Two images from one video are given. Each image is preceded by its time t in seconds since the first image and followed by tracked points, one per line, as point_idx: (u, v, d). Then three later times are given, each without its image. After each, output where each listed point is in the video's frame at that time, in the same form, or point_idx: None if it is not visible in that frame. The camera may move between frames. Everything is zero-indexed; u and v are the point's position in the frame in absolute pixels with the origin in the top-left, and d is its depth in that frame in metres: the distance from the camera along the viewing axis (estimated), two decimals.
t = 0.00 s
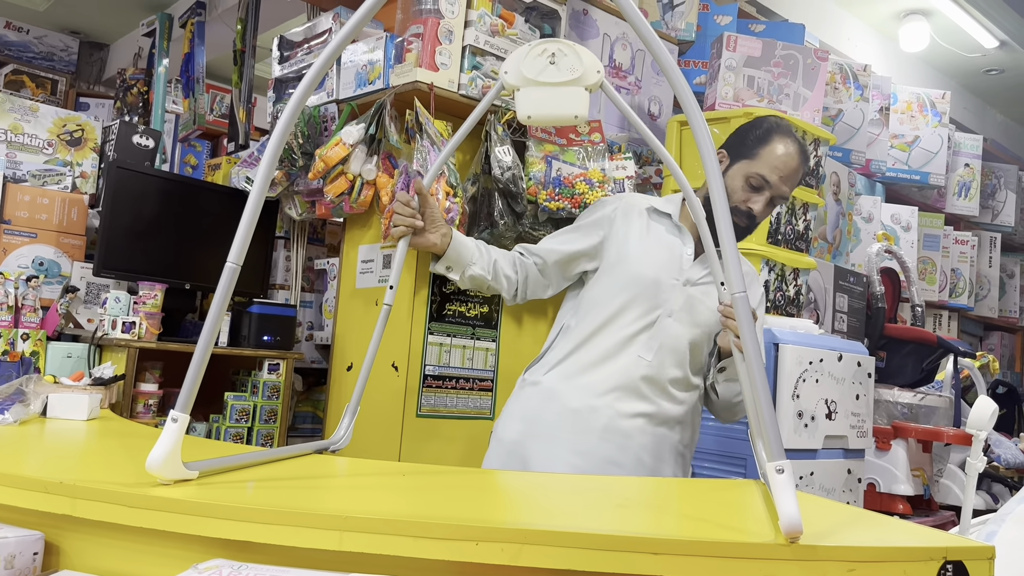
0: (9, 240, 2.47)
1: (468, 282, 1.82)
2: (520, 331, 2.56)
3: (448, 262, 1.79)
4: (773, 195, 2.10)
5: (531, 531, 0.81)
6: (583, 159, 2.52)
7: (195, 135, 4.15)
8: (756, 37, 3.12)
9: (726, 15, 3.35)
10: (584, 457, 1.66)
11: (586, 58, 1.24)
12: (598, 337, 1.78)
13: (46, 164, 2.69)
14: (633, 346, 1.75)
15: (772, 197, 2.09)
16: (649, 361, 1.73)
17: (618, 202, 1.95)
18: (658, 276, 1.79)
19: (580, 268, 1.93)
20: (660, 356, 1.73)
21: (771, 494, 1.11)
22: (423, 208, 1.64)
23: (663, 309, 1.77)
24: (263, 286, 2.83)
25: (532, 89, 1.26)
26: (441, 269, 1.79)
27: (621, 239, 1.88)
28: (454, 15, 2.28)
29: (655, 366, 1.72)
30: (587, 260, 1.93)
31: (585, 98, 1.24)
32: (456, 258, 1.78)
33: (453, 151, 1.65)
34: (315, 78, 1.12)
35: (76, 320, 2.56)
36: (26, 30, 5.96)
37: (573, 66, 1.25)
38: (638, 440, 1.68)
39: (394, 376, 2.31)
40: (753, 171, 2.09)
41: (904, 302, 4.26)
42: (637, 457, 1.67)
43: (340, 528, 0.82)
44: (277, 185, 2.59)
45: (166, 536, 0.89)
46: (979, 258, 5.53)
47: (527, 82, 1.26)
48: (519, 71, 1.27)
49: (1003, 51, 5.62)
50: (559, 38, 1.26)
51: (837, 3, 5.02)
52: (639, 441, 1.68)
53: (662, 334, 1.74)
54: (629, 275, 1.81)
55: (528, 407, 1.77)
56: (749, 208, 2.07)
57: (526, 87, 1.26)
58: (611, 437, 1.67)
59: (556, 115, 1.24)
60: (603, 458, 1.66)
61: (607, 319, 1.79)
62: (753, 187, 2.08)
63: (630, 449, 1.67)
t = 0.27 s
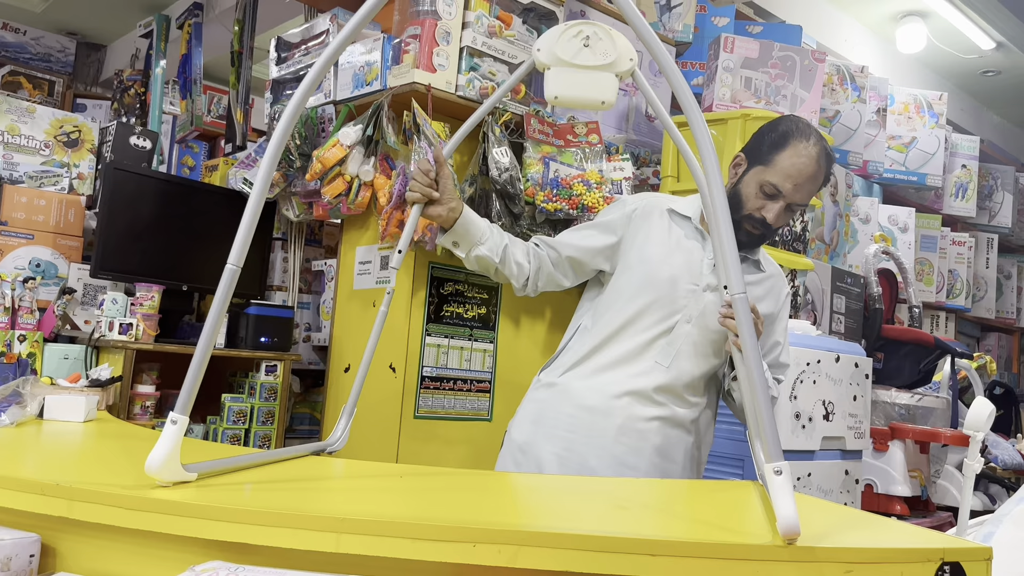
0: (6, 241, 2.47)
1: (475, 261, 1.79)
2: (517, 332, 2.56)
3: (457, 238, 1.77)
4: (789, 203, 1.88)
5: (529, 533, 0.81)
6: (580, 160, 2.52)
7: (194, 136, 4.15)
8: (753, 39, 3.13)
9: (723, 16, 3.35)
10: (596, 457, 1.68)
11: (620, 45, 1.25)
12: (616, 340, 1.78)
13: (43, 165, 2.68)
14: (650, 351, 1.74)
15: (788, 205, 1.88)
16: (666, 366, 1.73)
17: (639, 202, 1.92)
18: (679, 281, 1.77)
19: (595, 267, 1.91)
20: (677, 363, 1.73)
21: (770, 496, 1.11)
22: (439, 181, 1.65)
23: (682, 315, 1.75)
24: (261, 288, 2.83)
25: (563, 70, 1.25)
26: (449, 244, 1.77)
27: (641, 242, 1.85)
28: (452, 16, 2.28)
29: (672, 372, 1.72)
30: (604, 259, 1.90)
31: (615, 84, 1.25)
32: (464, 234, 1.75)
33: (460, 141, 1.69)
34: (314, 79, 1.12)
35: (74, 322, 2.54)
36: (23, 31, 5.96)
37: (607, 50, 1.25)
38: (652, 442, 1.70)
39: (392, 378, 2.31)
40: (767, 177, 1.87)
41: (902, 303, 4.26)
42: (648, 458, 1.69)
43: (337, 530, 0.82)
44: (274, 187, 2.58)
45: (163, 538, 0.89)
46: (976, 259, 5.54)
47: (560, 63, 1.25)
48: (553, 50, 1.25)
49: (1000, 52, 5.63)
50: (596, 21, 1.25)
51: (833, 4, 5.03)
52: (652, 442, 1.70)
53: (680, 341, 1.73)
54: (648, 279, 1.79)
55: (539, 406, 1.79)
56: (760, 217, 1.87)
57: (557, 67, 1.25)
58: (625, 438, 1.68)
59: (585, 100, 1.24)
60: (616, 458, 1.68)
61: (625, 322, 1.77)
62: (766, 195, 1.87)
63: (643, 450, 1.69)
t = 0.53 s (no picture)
0: (3, 243, 2.47)
1: (473, 266, 1.80)
2: (515, 334, 2.56)
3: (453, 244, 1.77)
4: (790, 205, 1.88)
5: (527, 534, 0.81)
6: (578, 162, 2.52)
7: (190, 137, 4.07)
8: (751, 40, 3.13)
9: (720, 18, 3.36)
10: (597, 458, 1.68)
11: (612, 48, 1.24)
12: (618, 345, 1.78)
13: (40, 166, 2.67)
14: (653, 357, 1.75)
15: (789, 207, 1.88)
16: (668, 371, 1.73)
17: (644, 206, 1.92)
18: (682, 286, 1.78)
19: (597, 270, 1.91)
20: (679, 368, 1.73)
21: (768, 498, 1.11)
22: (433, 191, 1.65)
23: (686, 320, 1.76)
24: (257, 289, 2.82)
25: (556, 75, 1.25)
26: (447, 252, 1.77)
27: (645, 246, 1.85)
28: (449, 18, 2.28)
29: (674, 378, 1.73)
30: (606, 263, 1.91)
31: (607, 88, 1.25)
32: (461, 241, 1.76)
33: (455, 147, 1.67)
34: (311, 81, 1.12)
35: (70, 324, 2.51)
36: (20, 32, 5.94)
37: (599, 53, 1.24)
38: (654, 443, 1.70)
39: (390, 379, 2.31)
40: (767, 179, 1.88)
41: (899, 304, 4.27)
42: (649, 461, 1.69)
43: (334, 531, 0.82)
44: (272, 188, 2.56)
45: (160, 540, 0.89)
46: (973, 260, 5.55)
47: (552, 67, 1.25)
48: (545, 55, 1.25)
49: (996, 54, 5.65)
50: (587, 25, 1.25)
51: (830, 6, 5.04)
52: (654, 443, 1.70)
53: (683, 345, 1.74)
54: (652, 284, 1.79)
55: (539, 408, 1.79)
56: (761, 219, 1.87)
57: (548, 71, 1.25)
58: (627, 441, 1.68)
59: (577, 104, 1.25)
60: (618, 460, 1.68)
61: (628, 327, 1.77)
62: (766, 198, 1.88)
63: (645, 452, 1.69)
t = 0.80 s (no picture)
0: None
1: (477, 273, 1.81)
2: (512, 335, 2.56)
3: (457, 252, 1.79)
4: (789, 211, 1.88)
5: (525, 535, 0.81)
6: (575, 163, 2.52)
7: (188, 138, 4.09)
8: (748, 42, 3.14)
9: (718, 20, 3.36)
10: (595, 460, 1.68)
11: (612, 53, 1.25)
12: (618, 349, 1.78)
13: (37, 168, 2.66)
14: (653, 361, 1.74)
15: (788, 212, 1.88)
16: (668, 376, 1.73)
17: (646, 208, 1.91)
18: (684, 291, 1.78)
19: (600, 275, 1.91)
20: (680, 373, 1.73)
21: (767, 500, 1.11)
22: (435, 200, 1.70)
23: (687, 324, 1.76)
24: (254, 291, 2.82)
25: (556, 81, 1.25)
26: (451, 259, 1.79)
27: (647, 250, 1.85)
28: (447, 19, 2.28)
29: (674, 383, 1.73)
30: (609, 267, 1.91)
31: (608, 93, 1.25)
32: (464, 249, 1.78)
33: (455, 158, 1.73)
34: (309, 83, 1.12)
35: (68, 326, 2.51)
36: (17, 33, 5.94)
37: (599, 59, 1.25)
38: (652, 446, 1.70)
39: (387, 381, 2.30)
40: (767, 184, 1.88)
41: (896, 306, 4.28)
42: (647, 463, 1.69)
43: (331, 533, 0.82)
44: (269, 189, 2.56)
45: (157, 542, 0.88)
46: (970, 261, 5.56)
47: (552, 74, 1.26)
48: (545, 61, 1.26)
49: (993, 55, 5.66)
50: (586, 30, 1.25)
51: (827, 8, 5.06)
52: (652, 446, 1.69)
53: (683, 350, 1.74)
54: (654, 288, 1.79)
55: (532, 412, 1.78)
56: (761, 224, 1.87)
57: (548, 78, 1.26)
58: (625, 445, 1.68)
59: (578, 109, 1.25)
60: (615, 462, 1.68)
61: (628, 331, 1.77)
62: (765, 203, 1.88)
63: (643, 455, 1.69)
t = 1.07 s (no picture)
0: None
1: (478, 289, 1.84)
2: (510, 337, 2.55)
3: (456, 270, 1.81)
4: (782, 203, 1.84)
5: (524, 537, 0.81)
6: (573, 165, 2.51)
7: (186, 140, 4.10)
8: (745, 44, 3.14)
9: (715, 22, 3.36)
10: (592, 462, 1.68)
11: (591, 67, 1.26)
12: (613, 347, 1.78)
13: (34, 169, 2.66)
14: (648, 359, 1.74)
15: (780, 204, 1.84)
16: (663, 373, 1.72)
17: (641, 207, 1.90)
18: (678, 287, 1.77)
19: (597, 276, 1.92)
20: (675, 370, 1.73)
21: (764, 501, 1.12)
22: (428, 225, 1.71)
23: (681, 321, 1.75)
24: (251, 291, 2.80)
25: (537, 99, 1.28)
26: (450, 278, 1.82)
27: (641, 248, 1.85)
28: (444, 21, 2.28)
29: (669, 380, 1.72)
30: (606, 268, 1.91)
31: (590, 108, 1.26)
32: (463, 268, 1.79)
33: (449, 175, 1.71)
34: (308, 85, 1.12)
35: (65, 326, 2.53)
36: (14, 35, 5.94)
37: (578, 74, 1.27)
38: (650, 448, 1.70)
39: (385, 382, 2.30)
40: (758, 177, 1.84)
41: (893, 307, 4.28)
42: (645, 465, 1.69)
43: (329, 535, 0.82)
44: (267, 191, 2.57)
45: (155, 544, 0.88)
46: (967, 263, 5.57)
47: (533, 92, 1.28)
48: (525, 80, 1.28)
49: (990, 57, 5.67)
50: (565, 46, 1.28)
51: (824, 10, 5.07)
52: (649, 448, 1.70)
53: (678, 348, 1.73)
54: (647, 286, 1.79)
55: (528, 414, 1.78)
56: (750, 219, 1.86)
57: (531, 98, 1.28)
58: (622, 445, 1.69)
59: (561, 126, 1.27)
60: (613, 464, 1.68)
61: (622, 329, 1.77)
62: (758, 196, 1.85)
63: (641, 457, 1.69)
